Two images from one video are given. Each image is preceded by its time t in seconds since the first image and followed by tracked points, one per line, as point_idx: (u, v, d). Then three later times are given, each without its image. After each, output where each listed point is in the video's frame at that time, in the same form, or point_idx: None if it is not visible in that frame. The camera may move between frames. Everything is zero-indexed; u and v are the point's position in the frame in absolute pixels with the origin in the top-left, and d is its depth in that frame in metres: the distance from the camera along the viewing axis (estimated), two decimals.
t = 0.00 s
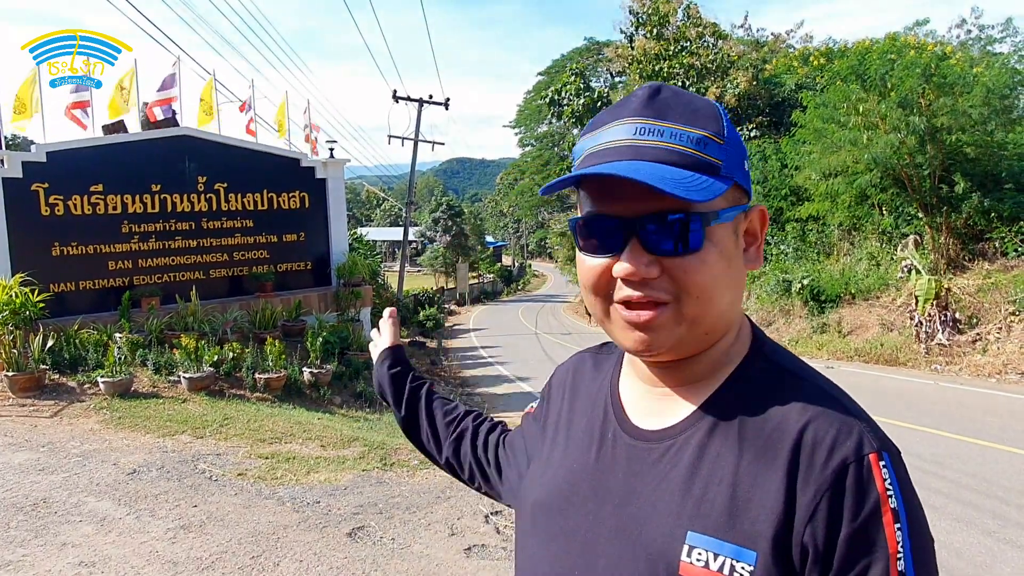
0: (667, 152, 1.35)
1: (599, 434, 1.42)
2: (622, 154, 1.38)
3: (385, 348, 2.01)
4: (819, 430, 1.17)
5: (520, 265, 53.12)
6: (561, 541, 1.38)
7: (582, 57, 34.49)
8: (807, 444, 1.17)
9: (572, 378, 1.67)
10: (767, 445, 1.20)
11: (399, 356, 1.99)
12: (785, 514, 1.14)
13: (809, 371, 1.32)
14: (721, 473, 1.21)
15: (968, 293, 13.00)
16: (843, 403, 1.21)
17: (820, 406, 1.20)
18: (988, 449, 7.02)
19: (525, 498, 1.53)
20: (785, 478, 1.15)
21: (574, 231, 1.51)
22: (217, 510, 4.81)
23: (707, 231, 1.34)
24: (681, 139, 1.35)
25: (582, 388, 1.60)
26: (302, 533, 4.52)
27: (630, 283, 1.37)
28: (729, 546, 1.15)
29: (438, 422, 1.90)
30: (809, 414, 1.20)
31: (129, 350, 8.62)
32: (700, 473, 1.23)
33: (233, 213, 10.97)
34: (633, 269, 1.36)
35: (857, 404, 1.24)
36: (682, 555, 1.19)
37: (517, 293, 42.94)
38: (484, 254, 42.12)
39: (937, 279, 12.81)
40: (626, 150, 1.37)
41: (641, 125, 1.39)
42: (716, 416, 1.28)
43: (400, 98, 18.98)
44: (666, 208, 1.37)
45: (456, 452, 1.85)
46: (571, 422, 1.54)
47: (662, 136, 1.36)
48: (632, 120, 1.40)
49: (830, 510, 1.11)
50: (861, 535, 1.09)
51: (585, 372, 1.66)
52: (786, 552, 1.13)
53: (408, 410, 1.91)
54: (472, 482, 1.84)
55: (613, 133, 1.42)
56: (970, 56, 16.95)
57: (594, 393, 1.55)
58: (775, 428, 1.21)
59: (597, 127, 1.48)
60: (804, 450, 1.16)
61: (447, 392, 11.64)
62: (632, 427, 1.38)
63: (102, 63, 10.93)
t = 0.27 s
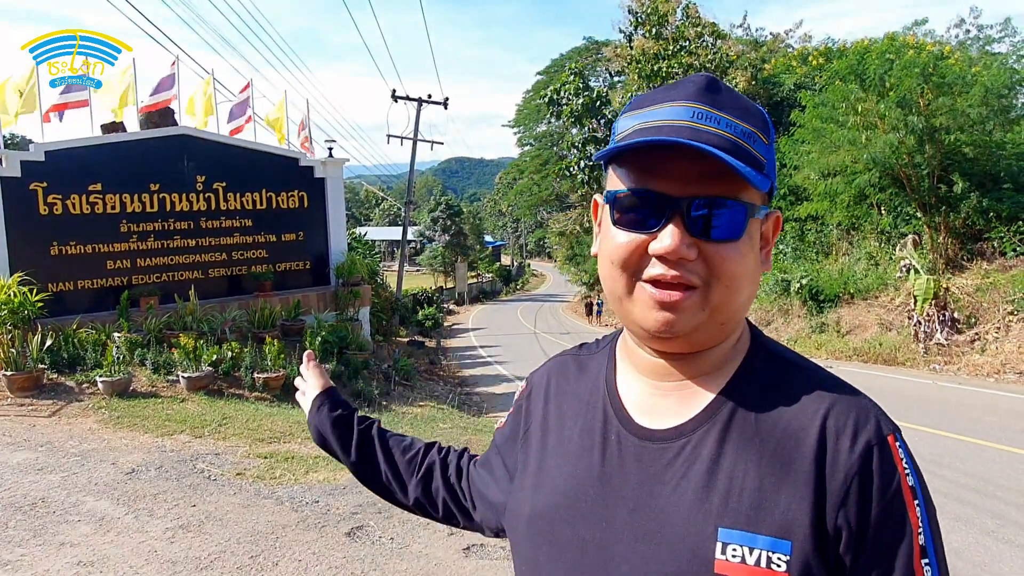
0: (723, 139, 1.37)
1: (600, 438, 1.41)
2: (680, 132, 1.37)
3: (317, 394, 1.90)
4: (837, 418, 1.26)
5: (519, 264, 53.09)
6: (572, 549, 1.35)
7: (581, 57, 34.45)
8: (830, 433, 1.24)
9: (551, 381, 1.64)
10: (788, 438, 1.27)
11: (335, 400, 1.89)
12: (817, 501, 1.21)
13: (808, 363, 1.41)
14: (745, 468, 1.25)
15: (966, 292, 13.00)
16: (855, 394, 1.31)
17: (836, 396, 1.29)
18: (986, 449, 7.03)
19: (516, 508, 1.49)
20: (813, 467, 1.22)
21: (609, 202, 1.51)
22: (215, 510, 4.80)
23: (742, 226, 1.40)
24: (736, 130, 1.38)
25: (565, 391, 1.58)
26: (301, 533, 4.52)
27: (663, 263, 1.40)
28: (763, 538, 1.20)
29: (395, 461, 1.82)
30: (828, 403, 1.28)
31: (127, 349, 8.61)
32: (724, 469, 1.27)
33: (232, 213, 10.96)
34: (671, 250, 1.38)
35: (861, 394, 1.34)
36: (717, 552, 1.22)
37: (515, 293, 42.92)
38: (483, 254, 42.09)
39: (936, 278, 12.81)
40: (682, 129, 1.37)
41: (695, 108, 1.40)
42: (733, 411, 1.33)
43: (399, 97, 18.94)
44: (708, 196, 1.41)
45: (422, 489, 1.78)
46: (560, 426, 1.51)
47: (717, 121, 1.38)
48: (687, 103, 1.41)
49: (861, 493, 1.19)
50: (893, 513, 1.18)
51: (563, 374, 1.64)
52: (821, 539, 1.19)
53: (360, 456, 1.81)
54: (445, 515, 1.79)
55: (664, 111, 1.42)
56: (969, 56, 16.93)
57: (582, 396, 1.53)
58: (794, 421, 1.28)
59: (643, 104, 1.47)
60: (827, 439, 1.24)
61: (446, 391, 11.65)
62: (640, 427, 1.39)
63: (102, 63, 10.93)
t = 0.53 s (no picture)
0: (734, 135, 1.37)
1: (606, 437, 1.41)
2: (691, 129, 1.37)
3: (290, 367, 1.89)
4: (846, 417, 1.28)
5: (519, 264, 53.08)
6: (581, 548, 1.34)
7: (580, 57, 34.46)
8: (841, 430, 1.27)
9: (548, 380, 1.63)
10: (799, 435, 1.29)
11: (308, 374, 1.88)
12: (830, 496, 1.23)
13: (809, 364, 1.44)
14: (758, 467, 1.27)
15: (965, 292, 13.02)
16: (861, 393, 1.34)
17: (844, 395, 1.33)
18: (985, 448, 7.03)
19: (516, 506, 1.47)
20: (826, 464, 1.24)
21: (617, 201, 1.50)
22: (214, 510, 4.80)
23: (751, 222, 1.41)
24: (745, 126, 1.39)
25: (564, 391, 1.57)
26: (300, 533, 4.52)
27: (676, 260, 1.40)
28: (778, 535, 1.21)
29: (371, 436, 1.79)
30: (839, 401, 1.31)
31: (126, 348, 8.60)
32: (736, 468, 1.28)
33: (231, 212, 10.95)
34: (684, 247, 1.38)
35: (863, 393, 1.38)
36: (733, 550, 1.22)
37: (515, 293, 42.94)
38: (482, 254, 42.11)
39: (935, 278, 12.83)
40: (693, 126, 1.37)
41: (703, 105, 1.40)
42: (742, 410, 1.34)
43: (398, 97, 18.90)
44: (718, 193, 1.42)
45: (398, 470, 1.76)
46: (562, 425, 1.50)
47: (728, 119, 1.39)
48: (694, 101, 1.42)
49: (873, 489, 1.22)
50: (901, 506, 1.22)
51: (560, 372, 1.63)
52: (835, 534, 1.21)
53: (335, 431, 1.78)
54: (418, 499, 1.78)
55: (673, 109, 1.42)
56: (968, 56, 16.94)
57: (584, 396, 1.52)
58: (803, 420, 1.31)
59: (650, 103, 1.47)
60: (838, 437, 1.27)
61: (445, 391, 11.65)
62: (648, 426, 1.38)
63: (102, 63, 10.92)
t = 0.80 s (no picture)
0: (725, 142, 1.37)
1: (605, 433, 1.41)
2: (682, 138, 1.37)
3: (323, 296, 1.91)
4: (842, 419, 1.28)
5: (518, 264, 53.08)
6: (577, 545, 1.34)
7: (579, 56, 34.44)
8: (837, 431, 1.27)
9: (549, 376, 1.63)
10: (794, 436, 1.29)
11: (342, 306, 1.89)
12: (826, 496, 1.23)
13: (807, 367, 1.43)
14: (755, 466, 1.26)
15: (964, 292, 13.04)
16: (857, 395, 1.34)
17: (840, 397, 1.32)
18: (984, 448, 7.04)
19: (513, 500, 1.48)
20: (822, 464, 1.24)
21: (612, 208, 1.50)
22: (213, 510, 4.80)
23: (745, 228, 1.41)
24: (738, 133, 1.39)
25: (565, 387, 1.57)
26: (300, 533, 4.51)
27: (669, 268, 1.40)
28: (773, 534, 1.21)
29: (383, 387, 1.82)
30: (835, 404, 1.31)
31: (125, 348, 8.60)
32: (732, 467, 1.28)
33: (230, 212, 10.94)
34: (677, 255, 1.38)
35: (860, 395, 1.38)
36: (728, 549, 1.22)
37: (514, 293, 42.94)
38: (481, 254, 42.11)
39: (934, 278, 12.84)
40: (686, 134, 1.37)
41: (695, 112, 1.40)
42: (740, 410, 1.34)
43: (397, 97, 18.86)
44: (711, 199, 1.42)
45: (401, 426, 1.78)
46: (562, 421, 1.50)
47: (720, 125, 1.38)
48: (687, 108, 1.41)
49: (869, 491, 1.22)
50: (897, 508, 1.22)
51: (561, 368, 1.64)
52: (828, 535, 1.21)
53: (351, 370, 1.81)
54: (412, 459, 1.80)
55: (665, 117, 1.41)
56: (968, 56, 16.95)
57: (584, 393, 1.53)
58: (798, 420, 1.31)
59: (643, 109, 1.47)
60: (835, 438, 1.27)
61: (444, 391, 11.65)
62: (647, 424, 1.38)
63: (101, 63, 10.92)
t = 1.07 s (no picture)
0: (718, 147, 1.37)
1: (602, 429, 1.41)
2: (677, 141, 1.37)
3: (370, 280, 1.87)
4: (834, 416, 1.28)
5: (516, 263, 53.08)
6: (573, 540, 1.34)
7: (578, 56, 34.42)
8: (829, 426, 1.27)
9: (551, 374, 1.63)
10: (786, 432, 1.28)
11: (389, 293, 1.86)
12: (817, 491, 1.22)
13: (804, 366, 1.43)
14: (747, 462, 1.26)
15: (963, 293, 13.07)
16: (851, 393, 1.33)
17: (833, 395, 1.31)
18: (983, 448, 7.04)
19: (511, 495, 1.48)
20: (812, 459, 1.24)
21: (608, 208, 1.51)
22: (212, 509, 4.80)
23: (738, 231, 1.40)
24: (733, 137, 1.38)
25: (566, 385, 1.57)
26: (298, 532, 4.51)
27: (660, 270, 1.40)
28: (763, 529, 1.21)
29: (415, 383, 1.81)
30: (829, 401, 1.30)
31: (124, 348, 8.60)
32: (724, 462, 1.28)
33: (229, 211, 10.93)
34: (668, 258, 1.38)
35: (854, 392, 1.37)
36: (718, 542, 1.22)
37: (513, 292, 42.94)
38: (480, 253, 42.11)
39: (933, 278, 12.85)
40: (680, 137, 1.37)
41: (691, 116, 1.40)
42: (733, 407, 1.35)
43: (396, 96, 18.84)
44: (705, 202, 1.41)
45: (426, 423, 1.78)
46: (561, 418, 1.50)
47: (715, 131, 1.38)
48: (684, 111, 1.41)
49: (858, 487, 1.21)
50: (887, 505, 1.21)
51: (564, 365, 1.64)
52: (818, 529, 1.21)
53: (387, 362, 1.80)
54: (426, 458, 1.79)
55: (662, 120, 1.42)
56: (966, 57, 16.97)
57: (584, 390, 1.53)
58: (790, 417, 1.30)
59: (642, 111, 1.47)
60: (827, 434, 1.26)
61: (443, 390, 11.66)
62: (643, 420, 1.39)
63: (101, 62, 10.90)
